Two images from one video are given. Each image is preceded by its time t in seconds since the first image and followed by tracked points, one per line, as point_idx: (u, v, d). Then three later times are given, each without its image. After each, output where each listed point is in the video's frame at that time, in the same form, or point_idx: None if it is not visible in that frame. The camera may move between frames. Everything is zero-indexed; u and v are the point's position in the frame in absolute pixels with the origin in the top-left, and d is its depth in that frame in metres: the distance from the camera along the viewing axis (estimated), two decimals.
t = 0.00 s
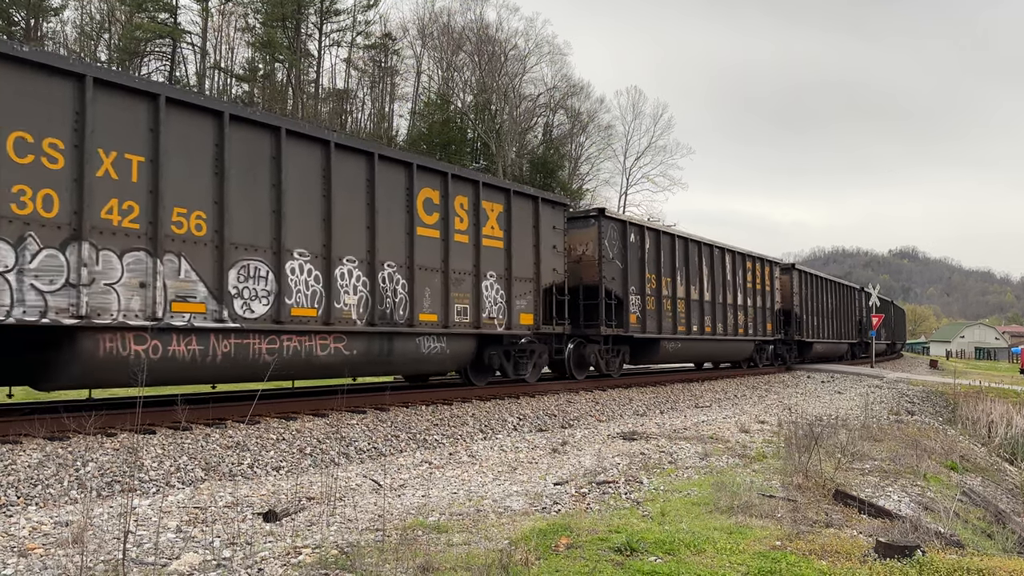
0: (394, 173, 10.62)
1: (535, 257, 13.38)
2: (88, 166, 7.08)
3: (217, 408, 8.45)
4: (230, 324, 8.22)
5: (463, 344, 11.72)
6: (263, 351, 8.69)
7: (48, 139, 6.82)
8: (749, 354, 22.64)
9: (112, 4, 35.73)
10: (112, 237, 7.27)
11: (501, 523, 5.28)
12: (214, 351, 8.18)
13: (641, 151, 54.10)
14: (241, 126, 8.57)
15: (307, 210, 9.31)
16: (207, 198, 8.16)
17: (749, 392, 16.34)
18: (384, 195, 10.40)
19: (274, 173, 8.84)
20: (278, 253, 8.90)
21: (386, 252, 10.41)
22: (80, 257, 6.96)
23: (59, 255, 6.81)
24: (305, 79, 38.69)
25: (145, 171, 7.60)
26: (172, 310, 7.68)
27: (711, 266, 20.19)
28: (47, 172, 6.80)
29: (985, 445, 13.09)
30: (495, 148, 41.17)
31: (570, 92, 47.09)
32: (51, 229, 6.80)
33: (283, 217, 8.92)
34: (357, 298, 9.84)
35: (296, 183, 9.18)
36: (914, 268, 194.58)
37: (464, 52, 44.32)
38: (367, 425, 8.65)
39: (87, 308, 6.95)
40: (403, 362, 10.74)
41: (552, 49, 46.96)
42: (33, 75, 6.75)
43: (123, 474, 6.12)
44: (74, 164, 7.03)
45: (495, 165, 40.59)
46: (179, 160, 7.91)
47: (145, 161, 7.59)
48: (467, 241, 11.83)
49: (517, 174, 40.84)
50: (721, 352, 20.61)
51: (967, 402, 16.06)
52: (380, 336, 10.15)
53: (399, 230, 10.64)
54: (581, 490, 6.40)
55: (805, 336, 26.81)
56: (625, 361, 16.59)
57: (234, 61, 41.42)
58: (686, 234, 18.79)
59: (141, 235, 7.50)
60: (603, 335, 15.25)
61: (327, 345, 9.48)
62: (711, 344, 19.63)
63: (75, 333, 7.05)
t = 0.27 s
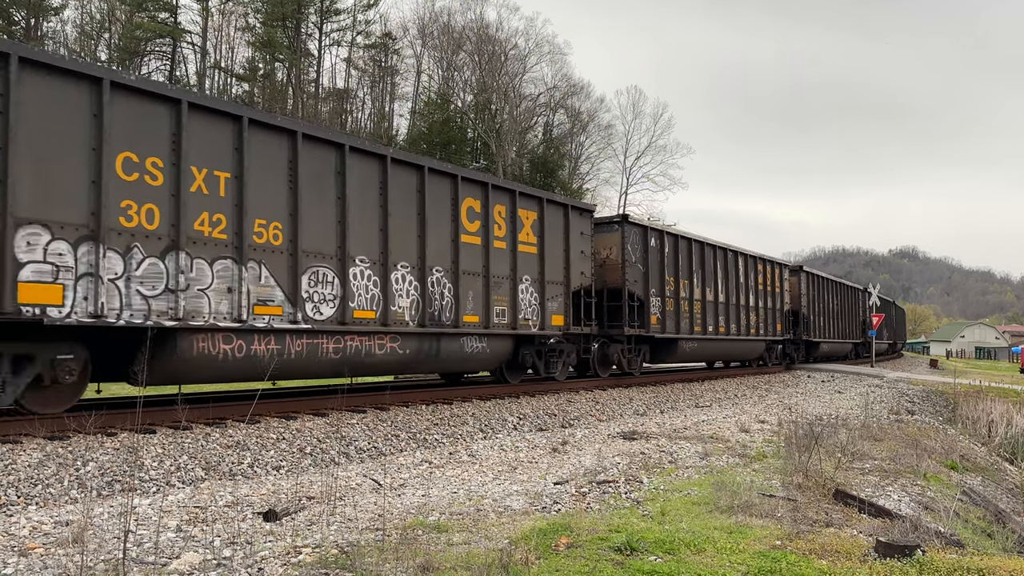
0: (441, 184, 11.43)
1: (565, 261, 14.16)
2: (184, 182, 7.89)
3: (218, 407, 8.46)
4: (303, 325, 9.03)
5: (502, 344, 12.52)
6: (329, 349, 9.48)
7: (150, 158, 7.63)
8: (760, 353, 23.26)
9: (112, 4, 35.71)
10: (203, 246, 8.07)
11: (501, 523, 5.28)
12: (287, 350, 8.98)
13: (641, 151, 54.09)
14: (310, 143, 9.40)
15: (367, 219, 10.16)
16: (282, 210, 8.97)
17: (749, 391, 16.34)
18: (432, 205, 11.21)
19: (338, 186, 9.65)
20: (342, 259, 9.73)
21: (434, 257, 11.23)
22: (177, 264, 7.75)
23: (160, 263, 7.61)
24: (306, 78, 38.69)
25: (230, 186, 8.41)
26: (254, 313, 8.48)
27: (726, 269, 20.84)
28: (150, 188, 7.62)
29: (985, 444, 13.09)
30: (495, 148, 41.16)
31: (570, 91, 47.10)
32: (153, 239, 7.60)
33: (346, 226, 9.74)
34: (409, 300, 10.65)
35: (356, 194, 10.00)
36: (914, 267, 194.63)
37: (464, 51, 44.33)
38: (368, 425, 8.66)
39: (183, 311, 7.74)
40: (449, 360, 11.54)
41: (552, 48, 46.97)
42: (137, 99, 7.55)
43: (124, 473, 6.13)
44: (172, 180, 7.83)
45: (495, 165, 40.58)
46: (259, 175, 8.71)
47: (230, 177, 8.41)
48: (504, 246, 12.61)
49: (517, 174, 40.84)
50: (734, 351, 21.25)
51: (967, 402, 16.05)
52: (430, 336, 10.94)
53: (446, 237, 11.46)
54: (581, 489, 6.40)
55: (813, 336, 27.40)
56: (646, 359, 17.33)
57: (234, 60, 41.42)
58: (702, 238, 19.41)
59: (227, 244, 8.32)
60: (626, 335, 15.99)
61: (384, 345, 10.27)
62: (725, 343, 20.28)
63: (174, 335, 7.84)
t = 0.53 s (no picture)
0: (479, 196, 12.38)
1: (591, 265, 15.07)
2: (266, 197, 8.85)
3: (219, 407, 8.47)
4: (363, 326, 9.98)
5: (534, 344, 13.42)
6: (384, 347, 10.39)
7: (236, 175, 8.57)
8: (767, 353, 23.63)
9: (112, 3, 35.69)
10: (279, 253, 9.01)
11: (502, 522, 5.29)
12: (350, 348, 9.89)
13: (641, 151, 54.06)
14: (367, 160, 10.36)
15: (417, 229, 11.12)
16: (345, 221, 9.92)
17: (750, 391, 16.35)
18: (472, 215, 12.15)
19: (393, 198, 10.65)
20: (396, 265, 10.71)
21: (475, 263, 12.17)
22: (259, 270, 8.67)
23: (244, 270, 8.52)
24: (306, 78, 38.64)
25: (302, 199, 9.35)
26: (323, 315, 9.39)
27: (739, 271, 21.69)
28: (237, 203, 8.55)
29: (985, 444, 13.10)
30: (495, 147, 41.16)
31: (570, 91, 47.12)
32: (239, 248, 8.54)
33: (400, 236, 10.69)
34: (454, 303, 11.59)
35: (406, 206, 10.94)
36: (914, 267, 194.67)
37: (464, 51, 44.33)
38: (368, 425, 8.66)
39: (264, 314, 8.62)
40: (488, 359, 12.45)
41: (552, 48, 46.98)
42: (226, 123, 8.50)
43: (124, 473, 6.13)
44: (253, 195, 8.76)
45: (495, 164, 40.58)
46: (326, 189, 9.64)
47: (302, 191, 9.35)
48: (535, 253, 13.57)
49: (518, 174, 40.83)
50: (744, 352, 21.98)
51: (967, 401, 16.05)
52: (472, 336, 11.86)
53: (484, 245, 12.39)
54: (581, 489, 6.40)
55: (818, 336, 28.14)
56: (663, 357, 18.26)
57: (235, 60, 41.41)
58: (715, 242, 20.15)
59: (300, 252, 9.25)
60: (646, 335, 16.91)
61: (432, 344, 11.19)
62: (737, 343, 21.10)
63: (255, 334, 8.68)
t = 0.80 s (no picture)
0: (517, 204, 13.19)
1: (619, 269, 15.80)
2: (332, 208, 9.70)
3: (219, 406, 8.46)
4: (416, 327, 10.79)
5: (566, 345, 14.17)
6: (434, 347, 11.17)
7: (307, 189, 9.41)
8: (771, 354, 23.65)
9: (112, 2, 35.68)
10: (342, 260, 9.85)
11: (502, 522, 5.29)
12: (404, 348, 10.68)
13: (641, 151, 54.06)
14: (419, 173, 11.20)
15: (463, 237, 11.97)
16: (399, 230, 10.77)
17: (750, 390, 16.36)
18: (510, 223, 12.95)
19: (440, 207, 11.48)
20: (443, 271, 11.55)
21: (514, 267, 12.97)
22: (326, 276, 9.50)
23: (315, 276, 9.36)
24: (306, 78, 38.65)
25: (363, 210, 10.18)
26: (380, 317, 10.21)
27: (750, 273, 22.44)
28: (307, 214, 9.40)
29: (985, 443, 13.10)
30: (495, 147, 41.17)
31: (570, 91, 47.13)
32: (310, 256, 9.37)
33: (447, 243, 11.53)
34: (494, 306, 12.38)
35: (452, 215, 11.78)
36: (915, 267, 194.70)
37: (465, 50, 44.33)
38: (368, 424, 8.66)
39: (331, 315, 9.47)
40: (524, 359, 13.17)
41: (552, 48, 46.98)
42: (297, 141, 9.32)
43: (124, 473, 6.13)
44: (321, 207, 9.59)
45: (495, 164, 40.59)
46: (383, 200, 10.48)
47: (362, 203, 10.18)
48: (568, 257, 14.34)
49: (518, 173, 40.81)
50: (756, 351, 22.73)
51: (968, 401, 16.05)
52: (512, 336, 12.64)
53: (521, 250, 13.19)
54: (581, 489, 6.40)
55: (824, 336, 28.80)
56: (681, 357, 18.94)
57: (235, 59, 41.40)
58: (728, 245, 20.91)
59: (360, 259, 10.09)
60: (666, 335, 17.65)
61: (476, 345, 11.97)
62: (749, 343, 21.81)
63: (322, 334, 9.47)
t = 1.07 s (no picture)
0: (549, 212, 14.12)
1: (641, 272, 16.69)
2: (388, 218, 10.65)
3: (219, 406, 8.46)
4: (462, 327, 11.68)
5: (593, 344, 15.02)
6: (477, 347, 12.03)
7: (367, 201, 10.34)
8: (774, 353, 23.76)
9: (113, 2, 35.70)
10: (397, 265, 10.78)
11: (502, 522, 5.29)
12: (451, 347, 11.55)
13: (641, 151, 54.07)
14: (464, 183, 12.16)
15: (502, 243, 12.91)
16: (446, 238, 11.71)
17: (750, 390, 16.36)
18: (543, 229, 13.88)
19: (482, 215, 12.41)
20: (484, 275, 12.45)
21: (547, 271, 13.86)
22: (384, 280, 10.43)
23: (374, 281, 10.28)
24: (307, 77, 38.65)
25: (413, 219, 11.12)
26: (430, 318, 11.09)
27: (762, 275, 23.22)
28: (368, 224, 10.36)
29: (985, 443, 13.11)
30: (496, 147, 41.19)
31: (570, 91, 47.14)
32: (369, 261, 10.31)
33: (487, 249, 12.45)
34: (529, 307, 13.24)
35: (492, 223, 12.70)
36: (915, 267, 194.75)
37: (465, 50, 44.37)
38: (368, 424, 8.67)
39: (387, 317, 10.38)
40: (556, 358, 14.05)
41: (552, 47, 47.01)
42: (359, 157, 10.29)
43: (124, 472, 6.13)
44: (378, 216, 10.53)
45: (495, 164, 40.59)
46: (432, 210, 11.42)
47: (413, 213, 11.13)
48: (595, 261, 15.23)
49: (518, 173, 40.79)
50: (768, 351, 23.52)
51: (968, 401, 16.05)
52: (545, 336, 13.50)
53: (552, 255, 14.08)
54: (581, 488, 6.41)
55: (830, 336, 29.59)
56: (697, 356, 19.66)
57: (235, 59, 41.41)
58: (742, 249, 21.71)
59: (412, 265, 11.02)
60: (684, 335, 18.44)
61: (514, 345, 12.84)
62: (761, 343, 22.58)
63: (381, 334, 10.35)
